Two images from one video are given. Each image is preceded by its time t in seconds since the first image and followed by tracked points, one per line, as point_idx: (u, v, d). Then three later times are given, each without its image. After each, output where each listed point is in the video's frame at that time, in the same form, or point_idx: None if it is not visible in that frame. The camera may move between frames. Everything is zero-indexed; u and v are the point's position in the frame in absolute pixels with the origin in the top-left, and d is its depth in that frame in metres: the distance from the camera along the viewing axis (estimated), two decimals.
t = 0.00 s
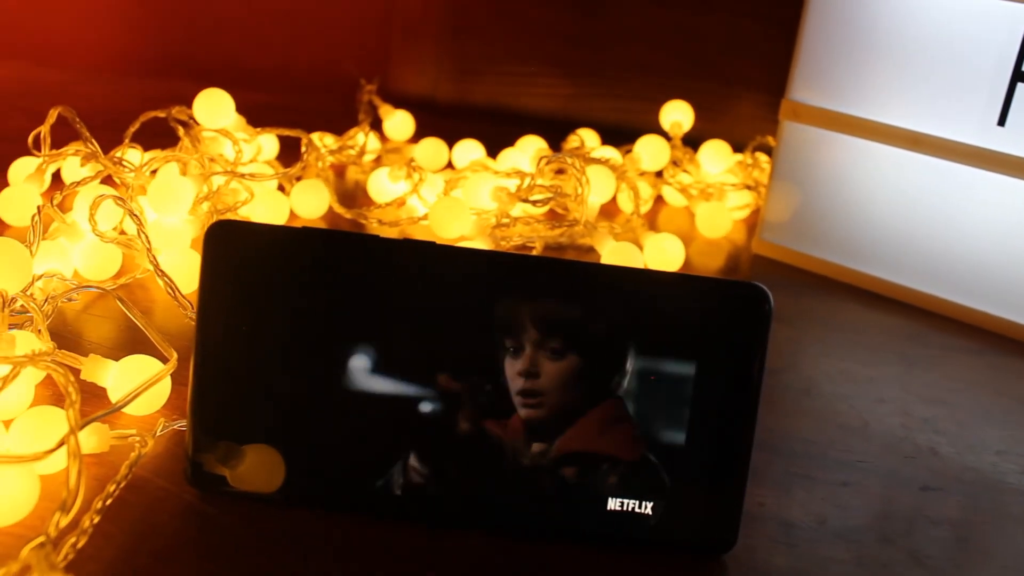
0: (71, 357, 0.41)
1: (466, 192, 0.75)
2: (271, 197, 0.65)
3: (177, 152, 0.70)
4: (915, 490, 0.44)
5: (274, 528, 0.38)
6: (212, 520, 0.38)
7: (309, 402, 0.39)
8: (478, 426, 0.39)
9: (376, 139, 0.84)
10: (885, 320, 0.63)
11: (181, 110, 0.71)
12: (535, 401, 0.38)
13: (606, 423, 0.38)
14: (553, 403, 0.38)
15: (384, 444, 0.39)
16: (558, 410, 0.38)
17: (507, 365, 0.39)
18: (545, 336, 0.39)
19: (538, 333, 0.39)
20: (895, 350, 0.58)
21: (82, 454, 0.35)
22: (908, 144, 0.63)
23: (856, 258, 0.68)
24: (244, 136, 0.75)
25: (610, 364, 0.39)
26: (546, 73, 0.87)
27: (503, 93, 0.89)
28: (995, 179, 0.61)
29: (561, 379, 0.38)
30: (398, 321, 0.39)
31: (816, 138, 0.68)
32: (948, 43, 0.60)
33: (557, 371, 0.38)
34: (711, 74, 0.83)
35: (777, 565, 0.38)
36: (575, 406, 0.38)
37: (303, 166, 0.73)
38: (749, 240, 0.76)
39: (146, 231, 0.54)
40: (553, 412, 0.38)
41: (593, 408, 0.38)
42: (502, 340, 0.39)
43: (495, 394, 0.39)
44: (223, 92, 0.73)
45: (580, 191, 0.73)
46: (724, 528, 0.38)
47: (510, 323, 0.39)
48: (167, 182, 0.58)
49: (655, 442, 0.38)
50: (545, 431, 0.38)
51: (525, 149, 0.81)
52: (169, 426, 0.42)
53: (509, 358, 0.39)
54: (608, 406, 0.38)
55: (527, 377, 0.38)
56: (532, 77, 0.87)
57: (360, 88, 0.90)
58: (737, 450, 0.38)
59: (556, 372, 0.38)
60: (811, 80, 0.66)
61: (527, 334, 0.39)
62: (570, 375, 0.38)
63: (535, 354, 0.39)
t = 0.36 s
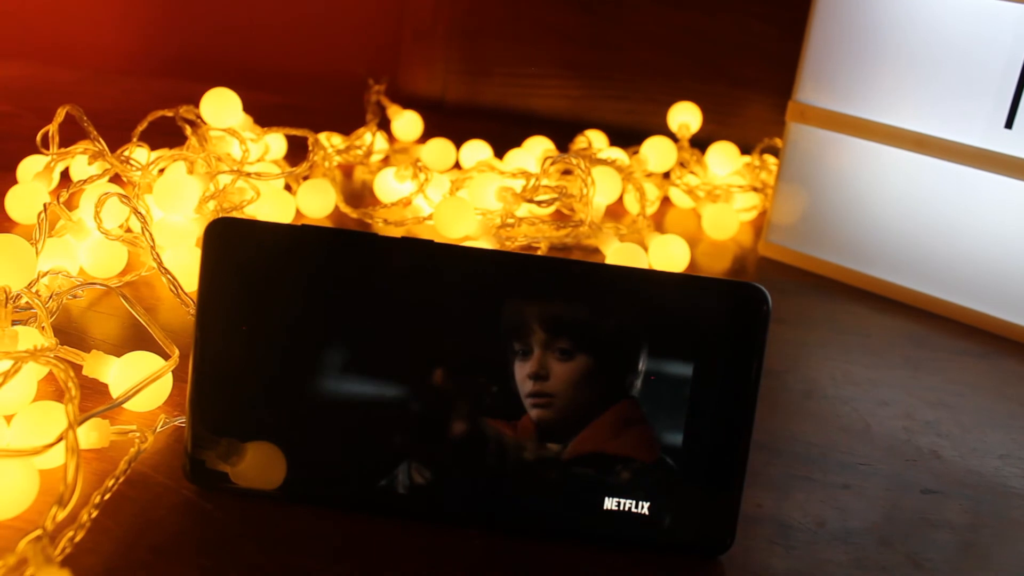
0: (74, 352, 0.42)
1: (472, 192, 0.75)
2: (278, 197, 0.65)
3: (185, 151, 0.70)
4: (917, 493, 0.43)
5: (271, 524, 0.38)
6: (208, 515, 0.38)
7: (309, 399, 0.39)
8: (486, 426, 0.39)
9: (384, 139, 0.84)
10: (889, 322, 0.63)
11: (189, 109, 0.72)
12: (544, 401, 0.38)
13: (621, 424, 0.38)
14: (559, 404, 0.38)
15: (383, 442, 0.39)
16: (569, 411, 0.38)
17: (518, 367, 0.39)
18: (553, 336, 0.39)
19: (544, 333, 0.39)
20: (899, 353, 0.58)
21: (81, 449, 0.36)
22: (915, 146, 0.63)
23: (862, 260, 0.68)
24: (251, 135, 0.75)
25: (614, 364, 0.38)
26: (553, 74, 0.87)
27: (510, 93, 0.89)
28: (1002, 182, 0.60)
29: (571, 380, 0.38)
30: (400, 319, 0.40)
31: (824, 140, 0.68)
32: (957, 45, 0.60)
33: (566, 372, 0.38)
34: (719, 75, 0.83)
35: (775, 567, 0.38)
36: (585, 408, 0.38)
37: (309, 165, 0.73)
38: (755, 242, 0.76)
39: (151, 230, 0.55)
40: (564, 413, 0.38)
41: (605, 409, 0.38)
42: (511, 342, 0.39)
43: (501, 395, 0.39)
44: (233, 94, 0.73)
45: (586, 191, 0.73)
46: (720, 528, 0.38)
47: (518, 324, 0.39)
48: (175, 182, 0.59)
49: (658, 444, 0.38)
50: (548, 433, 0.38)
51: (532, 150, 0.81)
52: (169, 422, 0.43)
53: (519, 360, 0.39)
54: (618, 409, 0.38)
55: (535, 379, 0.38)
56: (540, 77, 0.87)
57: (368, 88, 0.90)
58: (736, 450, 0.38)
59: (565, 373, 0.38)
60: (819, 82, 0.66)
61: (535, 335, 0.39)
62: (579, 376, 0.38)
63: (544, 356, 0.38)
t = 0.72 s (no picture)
0: (79, 348, 0.42)
1: (478, 192, 0.75)
2: (284, 195, 0.66)
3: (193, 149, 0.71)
4: (918, 495, 0.43)
5: (271, 520, 0.38)
6: (209, 510, 0.38)
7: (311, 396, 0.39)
8: (487, 428, 0.39)
9: (392, 138, 0.84)
10: (895, 324, 0.62)
11: (198, 108, 0.72)
12: (544, 406, 0.38)
13: (626, 427, 0.38)
14: (559, 405, 0.38)
15: (383, 440, 0.39)
16: (569, 413, 0.38)
17: (517, 368, 0.39)
18: (554, 337, 0.39)
19: (544, 334, 0.39)
20: (904, 355, 0.58)
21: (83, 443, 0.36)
22: (922, 148, 0.62)
23: (869, 262, 0.68)
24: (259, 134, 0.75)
25: (613, 365, 0.38)
26: (560, 74, 0.87)
27: (517, 93, 0.89)
28: (1010, 184, 0.60)
29: (571, 382, 0.38)
30: (401, 318, 0.40)
31: (832, 141, 0.67)
32: (965, 46, 0.60)
33: (565, 372, 0.38)
34: (727, 76, 0.83)
35: (774, 567, 0.38)
36: (586, 411, 0.38)
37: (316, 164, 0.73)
38: (761, 243, 0.76)
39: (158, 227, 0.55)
40: (564, 415, 0.38)
41: (606, 411, 0.38)
42: (511, 343, 0.39)
43: (497, 400, 0.39)
44: (238, 90, 0.73)
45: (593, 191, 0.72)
46: (718, 529, 0.38)
47: (518, 324, 0.39)
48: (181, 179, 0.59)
49: (658, 445, 0.38)
50: (548, 435, 0.39)
51: (540, 150, 0.81)
52: (172, 418, 0.43)
53: (518, 362, 0.39)
54: (617, 410, 0.38)
55: (536, 381, 0.38)
56: (547, 77, 0.87)
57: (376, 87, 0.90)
58: (735, 451, 0.38)
59: (567, 374, 0.38)
60: (827, 82, 0.66)
61: (534, 336, 0.39)
62: (579, 378, 0.38)
63: (544, 356, 0.39)
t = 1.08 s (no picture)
0: (81, 345, 0.43)
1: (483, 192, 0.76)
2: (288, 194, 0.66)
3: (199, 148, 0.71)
4: (917, 496, 0.43)
5: (269, 516, 0.38)
6: (207, 506, 0.39)
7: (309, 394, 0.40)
8: (480, 427, 0.39)
9: (398, 138, 0.84)
10: (898, 325, 0.62)
11: (204, 108, 0.72)
12: (538, 407, 0.39)
13: (618, 424, 0.38)
14: (554, 405, 0.39)
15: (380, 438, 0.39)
16: (563, 414, 0.39)
17: (511, 366, 0.39)
18: (549, 337, 0.39)
19: (539, 333, 0.39)
20: (907, 356, 0.58)
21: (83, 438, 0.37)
22: (927, 149, 0.62)
23: (873, 263, 0.67)
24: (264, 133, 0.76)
25: (608, 365, 0.39)
26: (566, 74, 0.87)
27: (522, 93, 0.89)
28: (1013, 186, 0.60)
29: (565, 382, 0.39)
30: (399, 316, 0.40)
31: (837, 142, 0.67)
32: (971, 48, 0.60)
33: (559, 371, 0.39)
34: (732, 77, 0.83)
35: (772, 568, 0.38)
36: (578, 411, 0.38)
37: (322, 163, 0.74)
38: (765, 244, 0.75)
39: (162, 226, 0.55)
40: (558, 416, 0.39)
41: (599, 412, 0.38)
42: (505, 341, 0.39)
43: (487, 401, 0.39)
44: (245, 90, 0.73)
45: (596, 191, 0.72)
46: (714, 529, 0.38)
47: (512, 324, 0.39)
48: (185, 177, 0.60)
49: (653, 445, 0.38)
50: (539, 433, 0.39)
51: (545, 150, 0.81)
52: (172, 414, 0.44)
53: (512, 360, 0.39)
54: (611, 410, 0.38)
55: (529, 381, 0.39)
56: (553, 78, 0.87)
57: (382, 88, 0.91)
58: (732, 451, 0.38)
59: (560, 374, 0.39)
60: (833, 83, 0.66)
61: (529, 335, 0.39)
62: (573, 378, 0.39)
63: (538, 355, 0.39)
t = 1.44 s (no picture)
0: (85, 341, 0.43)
1: (488, 192, 0.76)
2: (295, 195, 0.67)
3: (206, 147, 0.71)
4: (918, 498, 0.43)
5: (269, 512, 0.39)
6: (207, 501, 0.39)
7: (309, 390, 0.40)
8: (475, 423, 0.39)
9: (404, 138, 0.84)
10: (902, 327, 0.62)
11: (212, 107, 0.73)
12: (531, 402, 0.39)
13: (613, 422, 0.39)
14: (550, 402, 0.39)
15: (377, 434, 0.39)
16: (558, 411, 0.39)
17: (507, 362, 0.39)
18: (546, 333, 0.39)
19: (535, 330, 0.39)
20: (911, 358, 0.58)
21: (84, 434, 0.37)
22: (932, 150, 0.62)
23: (878, 264, 0.67)
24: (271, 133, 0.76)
25: (604, 363, 0.39)
26: (572, 75, 0.87)
27: (528, 93, 0.89)
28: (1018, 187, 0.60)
29: (560, 379, 0.39)
30: (398, 313, 0.40)
31: (842, 143, 0.67)
32: (977, 50, 0.60)
33: (556, 369, 0.39)
34: (738, 78, 0.83)
35: (771, 568, 0.38)
36: (573, 409, 0.39)
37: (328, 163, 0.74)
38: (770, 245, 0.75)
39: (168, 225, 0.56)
40: (553, 414, 0.39)
41: (594, 409, 0.38)
42: (501, 336, 0.39)
43: (481, 399, 0.39)
44: (253, 91, 0.73)
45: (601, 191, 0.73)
46: (711, 529, 0.38)
47: (509, 320, 0.40)
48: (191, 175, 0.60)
49: (650, 444, 0.38)
50: (534, 431, 0.39)
51: (551, 151, 0.81)
52: (174, 410, 0.44)
53: (508, 355, 0.39)
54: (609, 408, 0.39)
55: (524, 376, 0.39)
56: (559, 78, 0.88)
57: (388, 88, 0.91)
58: (730, 450, 0.38)
59: (556, 371, 0.39)
60: (839, 84, 0.66)
61: (526, 331, 0.39)
62: (568, 375, 0.39)
63: (533, 351, 0.39)
